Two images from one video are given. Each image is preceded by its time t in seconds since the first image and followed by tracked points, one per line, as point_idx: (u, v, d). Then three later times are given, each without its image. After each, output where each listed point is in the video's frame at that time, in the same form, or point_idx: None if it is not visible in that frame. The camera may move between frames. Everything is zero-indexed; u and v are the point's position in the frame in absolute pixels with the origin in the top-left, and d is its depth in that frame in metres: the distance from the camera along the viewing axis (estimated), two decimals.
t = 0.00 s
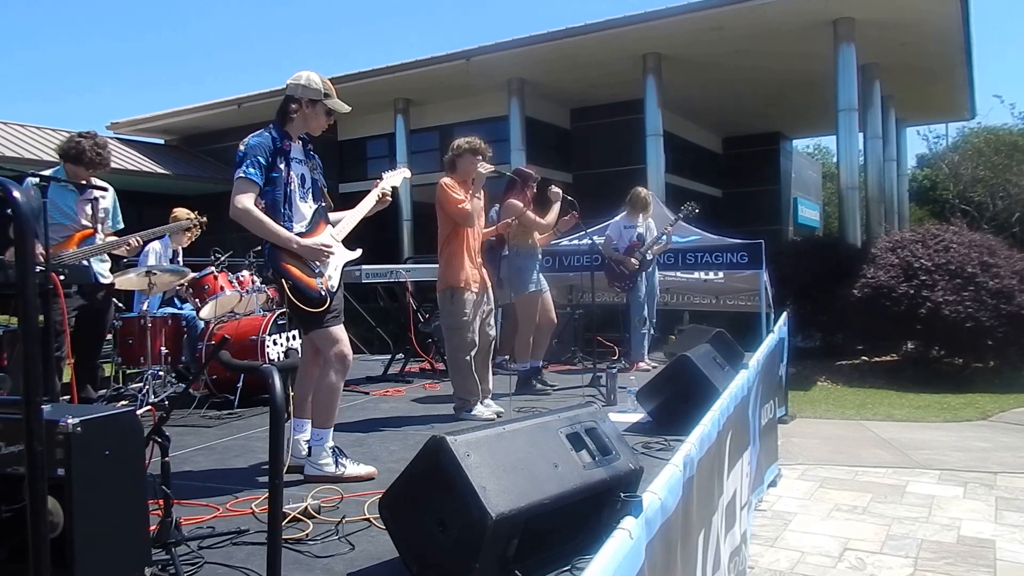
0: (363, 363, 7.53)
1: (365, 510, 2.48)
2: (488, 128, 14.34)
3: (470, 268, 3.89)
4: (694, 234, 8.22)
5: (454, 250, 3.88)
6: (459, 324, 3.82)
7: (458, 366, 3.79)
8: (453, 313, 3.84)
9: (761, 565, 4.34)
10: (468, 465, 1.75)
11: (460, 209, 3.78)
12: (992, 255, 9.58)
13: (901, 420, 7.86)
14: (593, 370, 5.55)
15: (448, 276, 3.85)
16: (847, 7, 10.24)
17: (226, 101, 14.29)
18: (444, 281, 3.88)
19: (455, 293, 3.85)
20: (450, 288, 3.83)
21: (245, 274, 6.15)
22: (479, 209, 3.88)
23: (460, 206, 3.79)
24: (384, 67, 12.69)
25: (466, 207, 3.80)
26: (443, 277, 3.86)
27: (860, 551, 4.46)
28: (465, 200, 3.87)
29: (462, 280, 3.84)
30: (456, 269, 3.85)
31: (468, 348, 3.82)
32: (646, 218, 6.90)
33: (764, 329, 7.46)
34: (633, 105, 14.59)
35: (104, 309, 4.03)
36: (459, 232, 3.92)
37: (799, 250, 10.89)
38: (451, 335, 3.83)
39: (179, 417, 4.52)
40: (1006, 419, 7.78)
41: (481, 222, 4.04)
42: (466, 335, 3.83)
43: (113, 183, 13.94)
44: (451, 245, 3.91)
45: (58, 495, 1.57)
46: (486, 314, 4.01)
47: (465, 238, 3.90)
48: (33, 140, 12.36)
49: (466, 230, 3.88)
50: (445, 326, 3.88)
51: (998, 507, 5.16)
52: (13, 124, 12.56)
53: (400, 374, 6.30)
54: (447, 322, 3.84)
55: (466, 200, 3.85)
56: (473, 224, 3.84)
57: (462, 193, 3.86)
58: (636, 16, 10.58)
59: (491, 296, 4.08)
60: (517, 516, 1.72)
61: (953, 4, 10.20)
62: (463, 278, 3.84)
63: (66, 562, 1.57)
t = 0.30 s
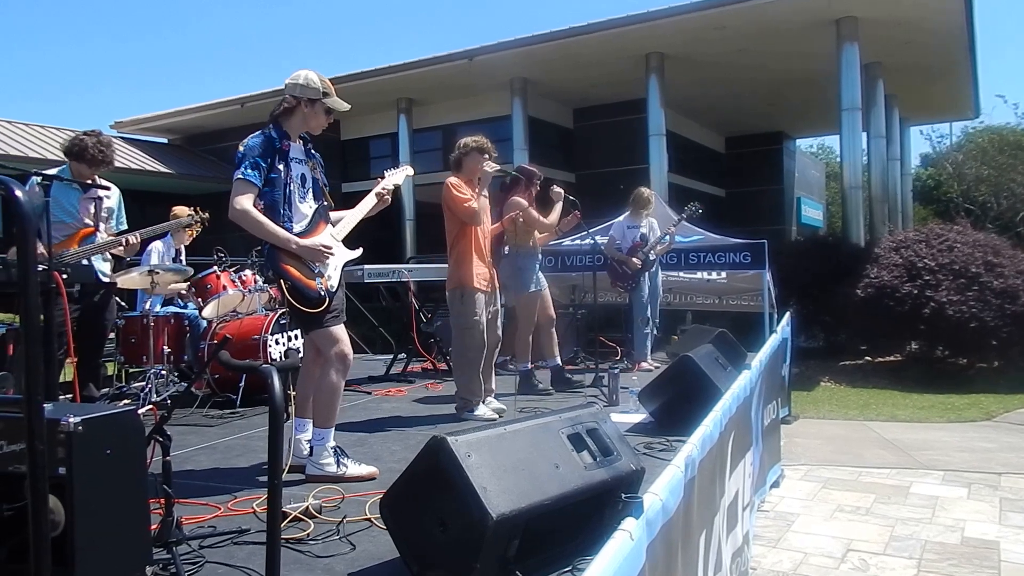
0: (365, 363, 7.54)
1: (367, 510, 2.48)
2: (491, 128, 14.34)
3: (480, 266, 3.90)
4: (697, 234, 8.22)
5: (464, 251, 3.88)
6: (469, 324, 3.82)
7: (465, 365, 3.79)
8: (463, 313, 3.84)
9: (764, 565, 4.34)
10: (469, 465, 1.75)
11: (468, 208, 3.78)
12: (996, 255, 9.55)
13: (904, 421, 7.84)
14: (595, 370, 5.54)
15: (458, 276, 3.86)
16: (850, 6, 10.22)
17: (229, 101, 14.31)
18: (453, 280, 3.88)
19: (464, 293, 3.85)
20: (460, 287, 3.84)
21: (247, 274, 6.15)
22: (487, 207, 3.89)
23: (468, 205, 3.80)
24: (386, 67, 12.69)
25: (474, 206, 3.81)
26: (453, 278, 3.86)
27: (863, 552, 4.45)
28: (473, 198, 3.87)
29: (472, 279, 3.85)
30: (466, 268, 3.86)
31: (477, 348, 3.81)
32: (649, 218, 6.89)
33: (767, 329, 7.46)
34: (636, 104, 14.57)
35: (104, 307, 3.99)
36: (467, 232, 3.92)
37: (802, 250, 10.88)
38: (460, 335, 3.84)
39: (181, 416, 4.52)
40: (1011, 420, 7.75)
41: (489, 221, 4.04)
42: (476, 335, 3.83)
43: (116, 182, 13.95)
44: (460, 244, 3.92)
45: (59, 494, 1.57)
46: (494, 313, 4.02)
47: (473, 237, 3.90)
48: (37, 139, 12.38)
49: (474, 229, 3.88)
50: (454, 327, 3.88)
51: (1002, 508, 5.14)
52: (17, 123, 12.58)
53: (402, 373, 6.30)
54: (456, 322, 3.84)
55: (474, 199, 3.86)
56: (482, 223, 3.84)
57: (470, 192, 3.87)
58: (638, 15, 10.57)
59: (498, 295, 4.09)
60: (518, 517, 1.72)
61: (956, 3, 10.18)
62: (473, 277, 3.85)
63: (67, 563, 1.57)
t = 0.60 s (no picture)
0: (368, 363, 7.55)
1: (369, 510, 2.48)
2: (495, 128, 14.34)
3: (490, 266, 3.91)
4: (701, 233, 8.21)
5: (472, 252, 3.88)
6: (479, 325, 3.82)
7: (473, 365, 3.77)
8: (472, 313, 3.84)
9: (768, 565, 4.33)
10: (471, 465, 1.75)
11: (478, 208, 3.79)
12: (1002, 255, 9.51)
13: (909, 421, 7.82)
14: (598, 370, 5.53)
15: (467, 276, 3.86)
16: (855, 5, 10.20)
17: (234, 101, 14.33)
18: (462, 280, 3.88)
19: (475, 293, 3.85)
20: (470, 288, 3.84)
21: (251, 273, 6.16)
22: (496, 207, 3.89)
23: (478, 205, 3.80)
24: (390, 67, 12.70)
25: (483, 206, 3.81)
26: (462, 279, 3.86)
27: (866, 552, 4.44)
28: (480, 199, 3.88)
29: (483, 279, 3.84)
30: (476, 268, 3.86)
31: (485, 348, 3.81)
32: (653, 218, 6.88)
33: (771, 329, 7.44)
34: (639, 104, 14.56)
35: (104, 308, 4.00)
36: (476, 232, 3.92)
37: (806, 250, 10.86)
38: (469, 335, 3.83)
39: (185, 416, 4.53)
40: (1016, 421, 7.72)
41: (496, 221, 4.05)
42: (484, 335, 3.82)
43: (120, 182, 13.98)
44: (468, 245, 3.91)
45: (61, 494, 1.57)
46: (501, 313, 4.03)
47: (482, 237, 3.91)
48: (42, 139, 12.42)
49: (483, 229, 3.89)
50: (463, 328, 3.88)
51: (1007, 509, 5.12)
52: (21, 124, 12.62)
53: (405, 373, 6.30)
54: (466, 323, 3.84)
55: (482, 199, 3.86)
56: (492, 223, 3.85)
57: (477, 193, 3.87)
58: (642, 15, 10.56)
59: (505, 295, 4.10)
60: (519, 516, 1.72)
61: (962, 2, 10.15)
62: (484, 277, 3.85)
63: (69, 563, 1.57)
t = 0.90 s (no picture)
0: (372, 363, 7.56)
1: (372, 510, 2.49)
2: (499, 128, 14.35)
3: (499, 264, 3.91)
4: (704, 234, 8.20)
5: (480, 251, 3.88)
6: (488, 324, 3.82)
7: (481, 364, 3.78)
8: (481, 312, 3.84)
9: (771, 565, 4.33)
10: (472, 465, 1.75)
11: (484, 207, 3.80)
12: (1006, 255, 9.48)
13: (913, 422, 7.80)
14: (602, 370, 5.52)
15: (477, 275, 3.86)
16: (859, 6, 10.20)
17: (237, 101, 14.36)
18: (471, 280, 3.88)
19: (484, 292, 3.85)
20: (479, 286, 3.83)
21: (255, 274, 6.16)
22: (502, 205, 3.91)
23: (483, 204, 3.81)
24: (393, 67, 12.71)
25: (489, 204, 3.82)
26: (471, 279, 3.86)
27: (870, 553, 4.43)
28: (484, 198, 3.88)
29: (492, 278, 3.85)
30: (486, 266, 3.86)
31: (494, 346, 3.81)
32: (656, 218, 6.87)
33: (775, 329, 7.43)
34: (642, 104, 14.56)
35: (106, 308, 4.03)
36: (482, 231, 3.93)
37: (810, 250, 10.84)
38: (477, 334, 3.83)
39: (189, 416, 4.54)
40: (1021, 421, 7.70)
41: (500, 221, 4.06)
42: (494, 333, 3.82)
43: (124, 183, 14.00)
44: (476, 244, 3.92)
45: (65, 493, 1.57)
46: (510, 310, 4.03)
47: (490, 235, 3.91)
48: (45, 140, 12.44)
49: (490, 227, 3.89)
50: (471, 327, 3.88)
51: (1011, 510, 5.11)
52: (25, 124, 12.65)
53: (409, 373, 6.30)
54: (475, 322, 3.84)
55: (486, 198, 3.87)
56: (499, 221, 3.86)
57: (481, 192, 3.88)
58: (645, 15, 10.55)
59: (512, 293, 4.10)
60: (522, 516, 1.72)
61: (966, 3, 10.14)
62: (494, 275, 3.85)
63: (72, 563, 1.57)
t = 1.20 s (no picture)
0: (376, 363, 7.57)
1: (374, 510, 2.49)
2: (503, 128, 14.36)
3: (502, 264, 3.91)
4: (708, 233, 8.19)
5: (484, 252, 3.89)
6: (492, 325, 3.83)
7: (486, 363, 3.80)
8: (486, 312, 3.84)
9: (775, 565, 4.32)
10: (474, 465, 1.76)
11: (486, 207, 3.80)
12: (1011, 254, 9.45)
13: (917, 421, 7.79)
14: (605, 370, 5.52)
15: (481, 275, 3.87)
16: (863, 6, 10.19)
17: (242, 103, 14.39)
18: (475, 280, 3.89)
19: (488, 291, 3.85)
20: (483, 286, 3.84)
21: (258, 274, 6.17)
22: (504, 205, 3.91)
23: (485, 204, 3.82)
24: (396, 68, 12.73)
25: (491, 205, 3.82)
26: (474, 280, 3.87)
27: (874, 553, 4.43)
28: (486, 199, 3.89)
29: (496, 277, 3.85)
30: (489, 266, 3.87)
31: (498, 347, 3.82)
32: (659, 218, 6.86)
33: (779, 329, 7.42)
34: (646, 104, 14.55)
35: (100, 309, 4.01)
36: (485, 232, 3.94)
37: (814, 250, 10.83)
38: (481, 335, 3.84)
39: (193, 417, 4.55)
40: None
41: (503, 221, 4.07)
42: (498, 334, 3.83)
43: (128, 183, 14.03)
44: (479, 244, 3.92)
45: (69, 493, 1.58)
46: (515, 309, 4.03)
47: (493, 235, 3.92)
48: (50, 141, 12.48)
49: (493, 227, 3.90)
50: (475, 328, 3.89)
51: (1016, 510, 5.10)
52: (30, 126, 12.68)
53: (412, 374, 6.31)
54: (479, 323, 3.85)
55: (488, 198, 3.87)
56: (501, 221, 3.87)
57: (483, 193, 3.88)
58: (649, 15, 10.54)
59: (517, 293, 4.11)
60: (524, 516, 1.73)
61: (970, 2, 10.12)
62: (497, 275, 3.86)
63: (76, 563, 1.58)
